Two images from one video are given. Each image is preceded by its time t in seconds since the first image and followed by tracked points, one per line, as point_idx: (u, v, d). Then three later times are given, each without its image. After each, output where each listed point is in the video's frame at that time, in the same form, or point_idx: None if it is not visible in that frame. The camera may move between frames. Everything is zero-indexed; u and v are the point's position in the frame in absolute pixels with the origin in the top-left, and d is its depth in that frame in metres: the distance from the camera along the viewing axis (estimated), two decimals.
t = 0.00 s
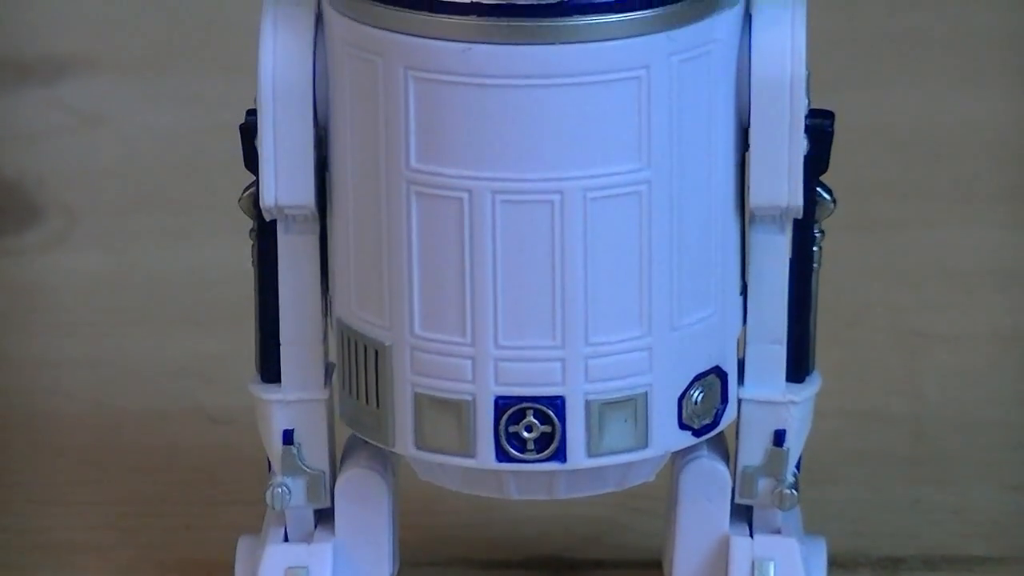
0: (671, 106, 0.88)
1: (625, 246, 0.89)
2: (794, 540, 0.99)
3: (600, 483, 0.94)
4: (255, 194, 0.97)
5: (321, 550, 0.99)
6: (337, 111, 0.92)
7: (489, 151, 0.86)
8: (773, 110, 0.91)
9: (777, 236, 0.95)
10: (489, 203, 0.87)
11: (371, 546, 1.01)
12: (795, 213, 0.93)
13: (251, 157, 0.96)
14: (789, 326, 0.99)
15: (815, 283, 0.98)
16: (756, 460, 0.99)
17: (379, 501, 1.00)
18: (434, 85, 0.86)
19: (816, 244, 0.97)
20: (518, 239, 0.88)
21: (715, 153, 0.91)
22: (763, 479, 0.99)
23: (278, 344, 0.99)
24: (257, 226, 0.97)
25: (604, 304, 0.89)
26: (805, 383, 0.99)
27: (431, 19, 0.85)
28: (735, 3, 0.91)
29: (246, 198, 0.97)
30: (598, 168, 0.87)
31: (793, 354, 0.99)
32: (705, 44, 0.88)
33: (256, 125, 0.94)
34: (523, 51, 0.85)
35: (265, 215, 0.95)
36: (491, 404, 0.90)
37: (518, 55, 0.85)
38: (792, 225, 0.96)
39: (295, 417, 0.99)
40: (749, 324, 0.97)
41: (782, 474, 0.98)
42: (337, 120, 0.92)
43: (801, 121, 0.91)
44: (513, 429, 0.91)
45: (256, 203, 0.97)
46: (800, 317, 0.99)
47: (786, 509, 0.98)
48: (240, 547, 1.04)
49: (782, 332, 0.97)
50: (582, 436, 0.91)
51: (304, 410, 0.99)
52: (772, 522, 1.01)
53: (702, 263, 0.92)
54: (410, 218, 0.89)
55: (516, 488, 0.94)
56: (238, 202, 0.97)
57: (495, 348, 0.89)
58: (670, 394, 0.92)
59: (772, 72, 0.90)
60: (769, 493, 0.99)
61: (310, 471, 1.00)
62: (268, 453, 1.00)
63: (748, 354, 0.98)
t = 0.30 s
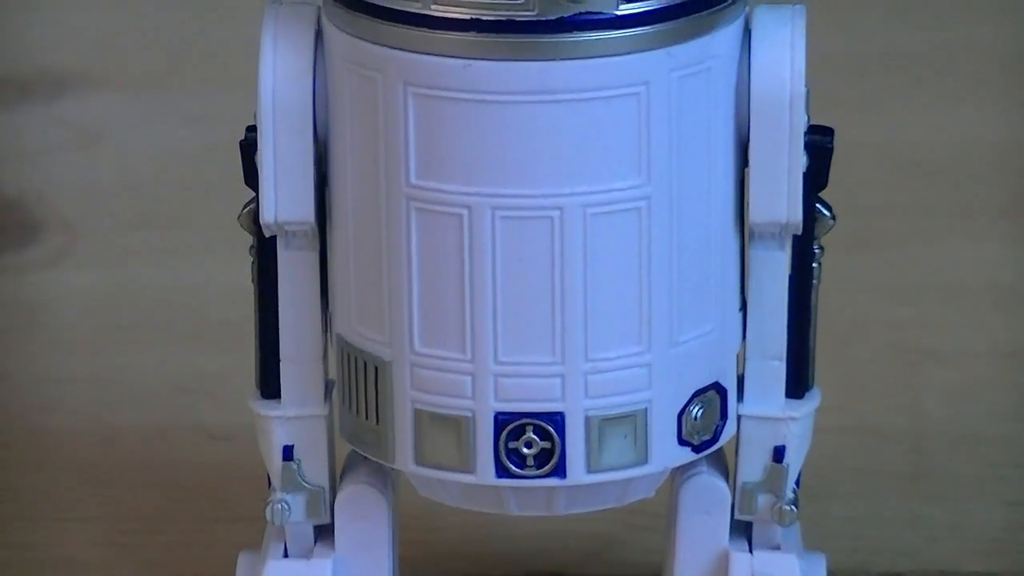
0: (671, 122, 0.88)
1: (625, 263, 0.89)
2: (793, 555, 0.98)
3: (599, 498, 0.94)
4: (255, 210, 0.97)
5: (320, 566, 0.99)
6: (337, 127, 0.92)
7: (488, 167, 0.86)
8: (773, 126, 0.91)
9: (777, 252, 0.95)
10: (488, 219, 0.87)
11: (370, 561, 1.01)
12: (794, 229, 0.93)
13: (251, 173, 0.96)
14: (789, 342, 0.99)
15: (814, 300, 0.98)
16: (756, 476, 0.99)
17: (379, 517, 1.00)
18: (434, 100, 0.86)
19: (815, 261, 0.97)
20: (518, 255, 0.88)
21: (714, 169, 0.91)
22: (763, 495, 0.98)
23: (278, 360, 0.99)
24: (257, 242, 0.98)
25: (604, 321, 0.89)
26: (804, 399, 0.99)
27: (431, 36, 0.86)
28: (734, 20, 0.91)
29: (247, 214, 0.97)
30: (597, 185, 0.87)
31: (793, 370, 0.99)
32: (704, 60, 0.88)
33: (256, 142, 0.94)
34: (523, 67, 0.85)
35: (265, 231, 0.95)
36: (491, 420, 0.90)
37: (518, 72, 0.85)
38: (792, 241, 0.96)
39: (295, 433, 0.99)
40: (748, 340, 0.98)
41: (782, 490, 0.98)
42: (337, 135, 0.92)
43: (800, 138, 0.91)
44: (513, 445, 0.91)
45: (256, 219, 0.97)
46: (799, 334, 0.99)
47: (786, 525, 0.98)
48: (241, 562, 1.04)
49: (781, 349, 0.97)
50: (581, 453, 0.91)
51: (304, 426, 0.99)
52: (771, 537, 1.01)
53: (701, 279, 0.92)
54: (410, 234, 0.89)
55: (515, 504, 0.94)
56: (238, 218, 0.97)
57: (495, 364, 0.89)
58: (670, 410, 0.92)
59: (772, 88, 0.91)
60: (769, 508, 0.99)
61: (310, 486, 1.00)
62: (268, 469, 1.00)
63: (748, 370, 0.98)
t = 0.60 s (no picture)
0: (671, 139, 0.88)
1: (625, 279, 0.89)
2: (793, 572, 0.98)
3: (599, 515, 0.94)
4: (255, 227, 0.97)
5: None
6: (337, 144, 0.92)
7: (488, 185, 0.86)
8: (773, 142, 0.91)
9: (776, 268, 0.95)
10: (488, 236, 0.87)
11: None
12: (794, 246, 0.93)
13: (251, 191, 0.96)
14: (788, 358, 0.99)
15: (814, 316, 0.99)
16: (755, 493, 0.99)
17: (379, 534, 1.00)
18: (434, 118, 0.87)
19: (814, 277, 0.97)
20: (518, 272, 0.88)
21: (714, 185, 0.91)
22: (762, 511, 0.98)
23: (278, 377, 0.99)
24: (257, 259, 0.98)
25: (603, 338, 0.89)
26: (803, 415, 0.99)
27: (431, 54, 0.86)
28: (733, 36, 0.91)
29: (247, 231, 0.97)
30: (597, 202, 0.87)
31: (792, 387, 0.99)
32: (704, 77, 0.89)
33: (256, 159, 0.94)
34: (523, 85, 0.85)
35: (265, 248, 0.95)
36: (491, 437, 0.91)
37: (518, 89, 0.85)
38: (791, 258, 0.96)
39: (295, 450, 0.99)
40: (748, 356, 0.98)
41: (781, 506, 0.98)
42: (337, 152, 0.92)
43: (799, 154, 0.91)
44: (512, 461, 0.91)
45: (255, 236, 0.97)
46: (799, 350, 0.99)
47: (785, 541, 0.98)
48: None
49: (781, 365, 0.97)
50: (581, 469, 0.91)
51: (304, 443, 0.99)
52: (770, 553, 1.01)
53: (701, 295, 0.92)
54: (410, 251, 0.89)
55: (515, 520, 0.94)
56: (238, 235, 0.97)
57: (495, 381, 0.90)
58: (670, 427, 0.92)
59: (772, 105, 0.91)
60: (768, 525, 0.99)
61: (310, 503, 1.00)
62: (267, 486, 1.00)
63: (748, 387, 0.98)
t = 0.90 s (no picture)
0: (671, 155, 0.88)
1: (625, 296, 0.89)
2: None
3: (599, 531, 0.94)
4: (255, 243, 0.97)
5: None
6: (337, 161, 0.92)
7: (487, 201, 0.87)
8: (773, 159, 0.91)
9: (776, 285, 0.95)
10: (488, 252, 0.87)
11: None
12: (794, 262, 0.93)
13: (251, 207, 0.96)
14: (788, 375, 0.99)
15: (814, 333, 0.99)
16: (755, 509, 0.99)
17: (378, 550, 0.99)
18: (434, 134, 0.87)
19: (814, 294, 0.98)
20: (518, 289, 0.88)
21: (714, 201, 0.92)
22: (762, 528, 0.98)
23: (278, 394, 0.99)
24: (257, 276, 0.98)
25: (603, 354, 0.89)
26: (803, 432, 0.99)
27: (431, 70, 0.86)
28: (733, 53, 0.91)
29: (247, 248, 0.97)
30: (596, 218, 0.87)
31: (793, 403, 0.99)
32: (704, 94, 0.89)
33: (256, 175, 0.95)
34: (522, 101, 0.85)
35: (265, 264, 0.95)
36: (491, 453, 0.91)
37: (517, 106, 0.85)
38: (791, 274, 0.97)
39: (296, 466, 1.00)
40: (748, 373, 0.98)
41: (781, 523, 0.98)
42: (337, 169, 0.92)
43: (799, 171, 0.91)
44: (512, 478, 0.91)
45: (255, 253, 0.97)
46: (799, 366, 0.99)
47: (785, 558, 0.98)
48: None
49: (781, 382, 0.97)
50: (581, 486, 0.91)
51: (305, 459, 0.99)
52: (771, 570, 1.01)
53: (701, 312, 0.92)
54: (410, 267, 0.89)
55: (515, 536, 0.94)
56: (238, 251, 0.98)
57: (495, 397, 0.90)
58: (670, 443, 0.92)
59: (772, 121, 0.91)
60: (768, 541, 0.99)
61: (310, 519, 1.00)
62: (268, 502, 1.00)
63: (748, 404, 0.98)
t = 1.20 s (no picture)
0: (670, 172, 0.88)
1: (625, 313, 0.89)
2: None
3: (599, 548, 0.95)
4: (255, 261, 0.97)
5: None
6: (337, 179, 0.92)
7: (487, 219, 0.87)
8: (773, 176, 0.91)
9: (775, 302, 0.95)
10: (488, 270, 0.88)
11: None
12: (793, 280, 0.94)
13: (251, 226, 0.97)
14: (788, 392, 0.99)
15: (814, 350, 0.99)
16: (755, 526, 0.99)
17: (378, 567, 0.99)
18: (434, 153, 0.87)
19: (814, 311, 0.98)
20: (518, 306, 0.88)
21: (713, 218, 0.92)
22: (762, 545, 0.98)
23: (278, 412, 0.99)
24: (257, 293, 0.98)
25: (603, 372, 0.90)
26: (803, 449, 0.99)
27: (431, 88, 0.86)
28: (733, 71, 0.91)
29: (247, 266, 0.97)
30: (596, 237, 0.87)
31: (792, 421, 0.99)
32: (704, 111, 0.89)
33: (256, 194, 0.95)
34: (522, 119, 0.85)
35: (265, 282, 0.95)
36: (491, 471, 0.91)
37: (517, 123, 0.85)
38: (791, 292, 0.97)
39: (295, 484, 1.00)
40: (747, 391, 0.98)
41: (781, 540, 0.98)
42: (337, 187, 0.93)
43: (798, 189, 0.91)
44: (512, 495, 0.91)
45: (256, 270, 0.97)
46: (799, 383, 0.99)
47: None
48: None
49: (780, 400, 0.97)
50: (581, 503, 0.91)
51: (304, 477, 0.99)
52: None
53: (700, 330, 0.92)
54: (410, 286, 0.90)
55: (515, 554, 0.94)
56: (238, 269, 0.98)
57: (495, 415, 0.90)
58: (669, 461, 0.92)
59: (771, 139, 0.91)
60: (768, 559, 0.99)
61: (310, 536, 1.00)
62: (268, 520, 1.00)
63: (748, 421, 0.98)
